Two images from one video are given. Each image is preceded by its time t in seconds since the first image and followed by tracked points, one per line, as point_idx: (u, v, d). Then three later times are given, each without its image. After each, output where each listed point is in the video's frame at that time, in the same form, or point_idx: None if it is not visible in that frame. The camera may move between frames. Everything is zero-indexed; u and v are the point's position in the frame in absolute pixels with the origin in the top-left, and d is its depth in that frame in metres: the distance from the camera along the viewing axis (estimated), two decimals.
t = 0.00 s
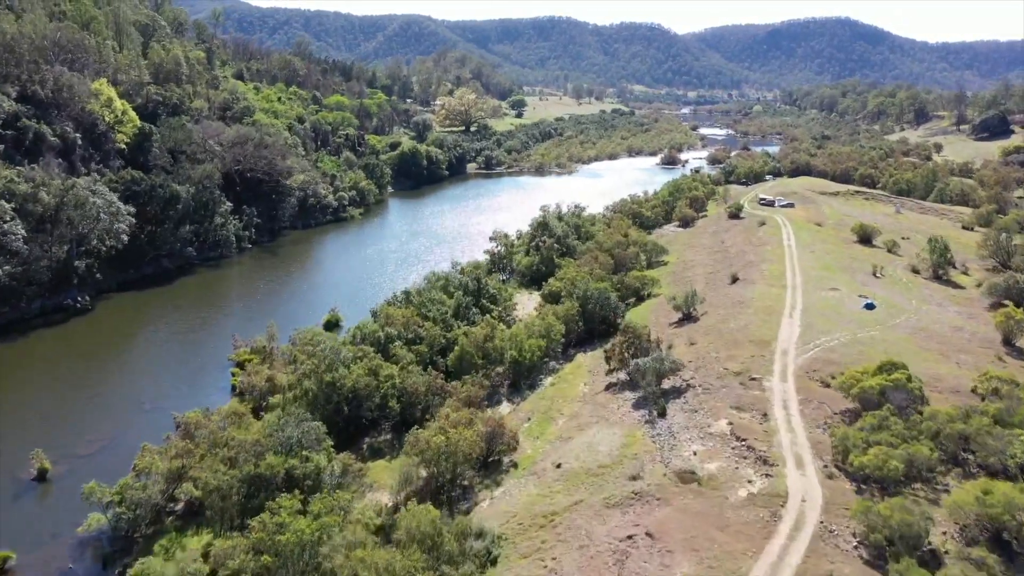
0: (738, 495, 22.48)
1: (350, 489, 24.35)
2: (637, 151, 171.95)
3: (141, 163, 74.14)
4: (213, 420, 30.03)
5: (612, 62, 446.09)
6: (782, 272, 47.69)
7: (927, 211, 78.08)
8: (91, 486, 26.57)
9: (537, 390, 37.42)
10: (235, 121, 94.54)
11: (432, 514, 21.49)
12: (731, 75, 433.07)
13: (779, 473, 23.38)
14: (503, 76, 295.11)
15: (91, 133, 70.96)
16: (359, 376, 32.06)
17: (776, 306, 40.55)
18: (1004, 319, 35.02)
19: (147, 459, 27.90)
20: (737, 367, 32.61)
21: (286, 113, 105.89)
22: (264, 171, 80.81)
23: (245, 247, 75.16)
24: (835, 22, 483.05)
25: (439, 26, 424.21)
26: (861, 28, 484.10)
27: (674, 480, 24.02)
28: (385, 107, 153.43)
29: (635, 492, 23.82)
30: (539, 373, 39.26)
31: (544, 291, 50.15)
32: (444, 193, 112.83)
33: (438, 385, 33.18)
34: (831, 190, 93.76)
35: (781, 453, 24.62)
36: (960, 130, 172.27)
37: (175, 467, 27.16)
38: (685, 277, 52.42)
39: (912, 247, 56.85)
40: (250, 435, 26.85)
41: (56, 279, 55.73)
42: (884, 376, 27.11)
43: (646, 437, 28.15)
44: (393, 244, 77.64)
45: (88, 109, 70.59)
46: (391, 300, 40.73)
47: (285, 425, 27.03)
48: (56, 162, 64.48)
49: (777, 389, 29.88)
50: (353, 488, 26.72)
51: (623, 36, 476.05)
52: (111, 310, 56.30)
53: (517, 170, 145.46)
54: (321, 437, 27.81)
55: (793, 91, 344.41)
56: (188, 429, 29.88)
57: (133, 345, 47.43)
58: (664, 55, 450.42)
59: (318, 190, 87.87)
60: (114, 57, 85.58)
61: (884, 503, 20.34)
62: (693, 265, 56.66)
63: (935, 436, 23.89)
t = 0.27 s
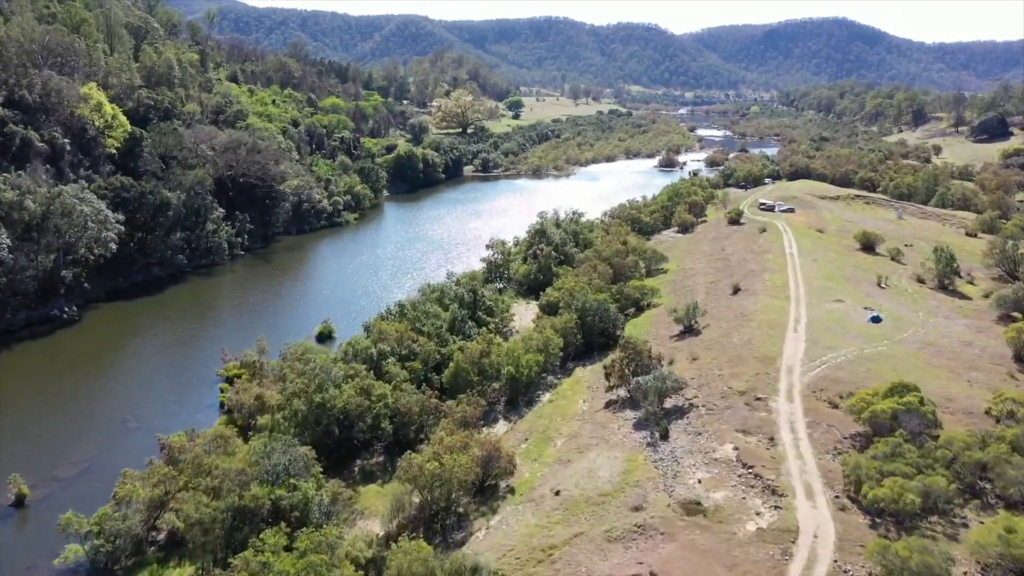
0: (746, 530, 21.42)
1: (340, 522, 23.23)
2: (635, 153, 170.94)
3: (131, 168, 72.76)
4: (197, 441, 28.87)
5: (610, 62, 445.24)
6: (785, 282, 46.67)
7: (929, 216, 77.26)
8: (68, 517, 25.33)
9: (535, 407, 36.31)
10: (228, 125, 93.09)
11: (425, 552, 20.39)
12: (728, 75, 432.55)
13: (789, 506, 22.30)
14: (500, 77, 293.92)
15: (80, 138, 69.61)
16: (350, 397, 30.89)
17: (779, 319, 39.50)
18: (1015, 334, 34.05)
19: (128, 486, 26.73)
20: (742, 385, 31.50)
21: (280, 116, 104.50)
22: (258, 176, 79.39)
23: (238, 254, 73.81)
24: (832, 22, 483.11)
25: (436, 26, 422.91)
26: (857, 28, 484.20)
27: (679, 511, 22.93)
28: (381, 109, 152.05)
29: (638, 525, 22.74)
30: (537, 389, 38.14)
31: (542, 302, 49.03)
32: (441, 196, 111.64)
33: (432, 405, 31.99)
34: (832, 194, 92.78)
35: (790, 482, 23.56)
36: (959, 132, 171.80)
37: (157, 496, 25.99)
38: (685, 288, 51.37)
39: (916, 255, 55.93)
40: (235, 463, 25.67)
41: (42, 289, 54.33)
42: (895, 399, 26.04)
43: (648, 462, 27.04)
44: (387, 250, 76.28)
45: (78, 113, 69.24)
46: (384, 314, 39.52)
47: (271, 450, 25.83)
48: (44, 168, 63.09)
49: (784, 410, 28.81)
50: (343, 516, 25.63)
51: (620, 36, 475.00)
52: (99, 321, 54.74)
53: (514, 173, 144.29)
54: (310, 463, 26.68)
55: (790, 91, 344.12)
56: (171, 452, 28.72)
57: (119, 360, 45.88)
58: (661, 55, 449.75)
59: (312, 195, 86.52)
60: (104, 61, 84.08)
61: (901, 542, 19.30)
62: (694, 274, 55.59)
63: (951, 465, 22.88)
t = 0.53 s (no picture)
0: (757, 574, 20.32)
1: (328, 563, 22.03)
2: (632, 155, 169.83)
3: (120, 174, 71.29)
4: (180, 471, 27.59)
5: (606, 62, 444.26)
6: (788, 294, 45.56)
7: (931, 223, 76.35)
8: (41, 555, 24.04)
9: (532, 428, 35.08)
10: (220, 130, 91.60)
11: None
12: (725, 76, 432.10)
13: (802, 547, 21.20)
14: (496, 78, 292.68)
15: (67, 144, 68.07)
16: (340, 422, 29.61)
17: (784, 335, 38.37)
18: None
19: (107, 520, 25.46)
20: (747, 408, 30.36)
21: (274, 121, 103.06)
22: (250, 182, 77.86)
23: (230, 262, 72.34)
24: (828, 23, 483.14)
25: (432, 26, 421.46)
26: (854, 28, 484.35)
27: (685, 551, 21.85)
28: (376, 112, 150.62)
29: (643, 566, 21.60)
30: (534, 408, 36.97)
31: (539, 315, 47.79)
32: (437, 201, 110.28)
33: (426, 429, 30.77)
34: (832, 199, 91.82)
35: (802, 520, 22.45)
36: (957, 134, 171.32)
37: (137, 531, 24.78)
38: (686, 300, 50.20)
39: (921, 265, 54.94)
40: (218, 497, 24.40)
41: (26, 301, 52.79)
42: (910, 427, 24.92)
43: (652, 493, 25.90)
44: (382, 258, 75.05)
45: (65, 119, 67.72)
46: (377, 331, 38.24)
47: (255, 483, 24.57)
48: (30, 175, 61.53)
49: (793, 437, 27.66)
50: (332, 552, 24.43)
51: (617, 36, 474.03)
52: (84, 334, 53.28)
53: (511, 176, 143.07)
54: (298, 496, 25.45)
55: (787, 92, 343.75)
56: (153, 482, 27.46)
57: (103, 376, 44.43)
58: (658, 56, 449.05)
59: (306, 200, 85.05)
60: (93, 65, 82.49)
61: None
62: (695, 285, 54.49)
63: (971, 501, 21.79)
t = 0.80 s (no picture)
0: None
1: None
2: (630, 157, 168.56)
3: (110, 181, 69.84)
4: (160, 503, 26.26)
5: (604, 62, 443.43)
6: (793, 308, 44.39)
7: (934, 229, 75.36)
8: None
9: (531, 451, 33.77)
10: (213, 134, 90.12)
11: None
12: (722, 76, 431.50)
13: None
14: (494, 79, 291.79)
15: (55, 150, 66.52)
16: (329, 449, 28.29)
17: (790, 352, 37.19)
18: None
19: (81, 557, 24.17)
20: (754, 433, 29.14)
21: (268, 125, 101.69)
22: (242, 188, 76.34)
23: (221, 270, 70.89)
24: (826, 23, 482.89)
25: (430, 27, 420.22)
26: (852, 29, 484.34)
27: None
28: (372, 114, 149.17)
29: None
30: (532, 429, 35.74)
31: (538, 329, 46.55)
32: (433, 206, 108.94)
33: (419, 455, 29.52)
34: (832, 204, 90.74)
35: (816, 561, 21.31)
36: (957, 137, 170.68)
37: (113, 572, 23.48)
38: (687, 313, 49.02)
39: (926, 275, 53.84)
40: (198, 535, 23.13)
41: (10, 313, 51.19)
42: (926, 458, 23.70)
43: (655, 527, 24.76)
44: (377, 267, 73.75)
45: (53, 125, 66.21)
46: (369, 350, 36.95)
47: (237, 521, 23.29)
48: (15, 182, 59.93)
49: (803, 465, 26.44)
50: None
51: (614, 36, 473.00)
52: (70, 348, 51.83)
53: (509, 179, 141.82)
54: (284, 533, 24.18)
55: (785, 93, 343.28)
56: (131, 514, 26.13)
57: (88, 394, 43.02)
58: (655, 56, 448.17)
59: (299, 206, 83.54)
60: (83, 69, 80.96)
61: None
62: (696, 296, 53.29)
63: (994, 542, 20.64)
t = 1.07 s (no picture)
0: None
1: None
2: (629, 160, 167.52)
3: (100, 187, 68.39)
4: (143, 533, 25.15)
5: (602, 63, 442.51)
6: (797, 320, 43.33)
7: (937, 236, 74.44)
8: None
9: (529, 473, 32.74)
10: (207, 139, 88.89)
11: None
12: (721, 77, 431.16)
13: None
14: (492, 80, 290.61)
15: (45, 156, 64.91)
16: (319, 476, 27.17)
17: (796, 368, 36.12)
18: None
19: None
20: (761, 457, 28.05)
21: (263, 129, 100.46)
22: (236, 195, 75.05)
23: (214, 278, 69.65)
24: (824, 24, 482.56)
25: (428, 27, 418.97)
26: (850, 29, 484.20)
27: None
28: (369, 116, 147.99)
29: None
30: (531, 449, 34.69)
31: (536, 342, 45.52)
32: (430, 210, 107.83)
33: (412, 480, 28.42)
34: (834, 209, 89.80)
35: None
36: (957, 139, 170.20)
37: None
38: (689, 325, 48.02)
39: (932, 284, 52.87)
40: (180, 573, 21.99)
41: None
42: (941, 489, 22.68)
43: (660, 560, 23.68)
44: (373, 273, 72.50)
45: (43, 130, 64.45)
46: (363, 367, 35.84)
47: (221, 558, 22.21)
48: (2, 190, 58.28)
49: (813, 493, 25.36)
50: None
51: (613, 37, 472.32)
52: (58, 360, 50.69)
53: (507, 183, 140.76)
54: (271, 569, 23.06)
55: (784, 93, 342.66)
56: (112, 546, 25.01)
57: (74, 410, 41.88)
58: (654, 57, 447.66)
59: (294, 212, 82.28)
60: (74, 73, 79.65)
61: None
62: (697, 306, 52.22)
63: None
